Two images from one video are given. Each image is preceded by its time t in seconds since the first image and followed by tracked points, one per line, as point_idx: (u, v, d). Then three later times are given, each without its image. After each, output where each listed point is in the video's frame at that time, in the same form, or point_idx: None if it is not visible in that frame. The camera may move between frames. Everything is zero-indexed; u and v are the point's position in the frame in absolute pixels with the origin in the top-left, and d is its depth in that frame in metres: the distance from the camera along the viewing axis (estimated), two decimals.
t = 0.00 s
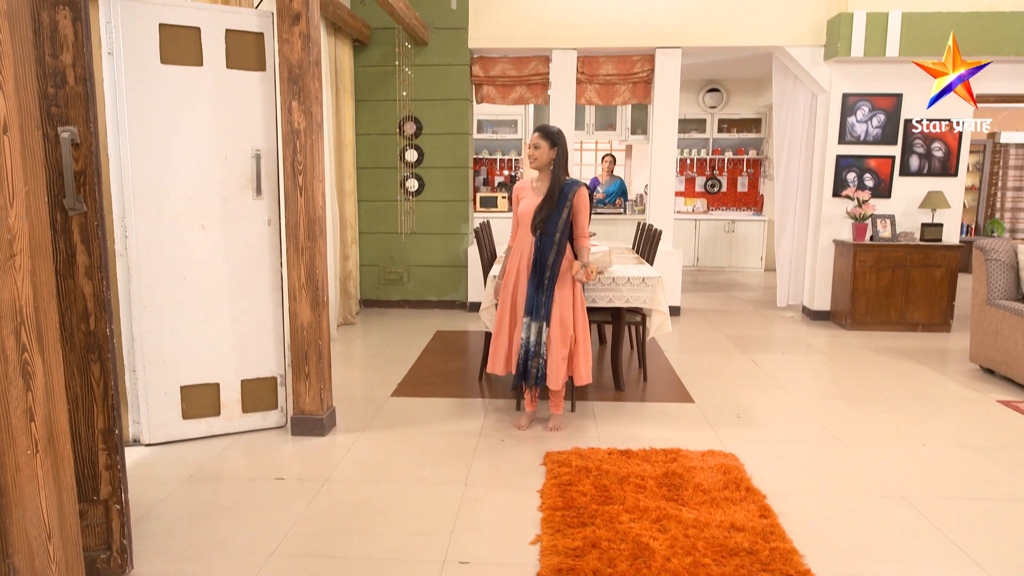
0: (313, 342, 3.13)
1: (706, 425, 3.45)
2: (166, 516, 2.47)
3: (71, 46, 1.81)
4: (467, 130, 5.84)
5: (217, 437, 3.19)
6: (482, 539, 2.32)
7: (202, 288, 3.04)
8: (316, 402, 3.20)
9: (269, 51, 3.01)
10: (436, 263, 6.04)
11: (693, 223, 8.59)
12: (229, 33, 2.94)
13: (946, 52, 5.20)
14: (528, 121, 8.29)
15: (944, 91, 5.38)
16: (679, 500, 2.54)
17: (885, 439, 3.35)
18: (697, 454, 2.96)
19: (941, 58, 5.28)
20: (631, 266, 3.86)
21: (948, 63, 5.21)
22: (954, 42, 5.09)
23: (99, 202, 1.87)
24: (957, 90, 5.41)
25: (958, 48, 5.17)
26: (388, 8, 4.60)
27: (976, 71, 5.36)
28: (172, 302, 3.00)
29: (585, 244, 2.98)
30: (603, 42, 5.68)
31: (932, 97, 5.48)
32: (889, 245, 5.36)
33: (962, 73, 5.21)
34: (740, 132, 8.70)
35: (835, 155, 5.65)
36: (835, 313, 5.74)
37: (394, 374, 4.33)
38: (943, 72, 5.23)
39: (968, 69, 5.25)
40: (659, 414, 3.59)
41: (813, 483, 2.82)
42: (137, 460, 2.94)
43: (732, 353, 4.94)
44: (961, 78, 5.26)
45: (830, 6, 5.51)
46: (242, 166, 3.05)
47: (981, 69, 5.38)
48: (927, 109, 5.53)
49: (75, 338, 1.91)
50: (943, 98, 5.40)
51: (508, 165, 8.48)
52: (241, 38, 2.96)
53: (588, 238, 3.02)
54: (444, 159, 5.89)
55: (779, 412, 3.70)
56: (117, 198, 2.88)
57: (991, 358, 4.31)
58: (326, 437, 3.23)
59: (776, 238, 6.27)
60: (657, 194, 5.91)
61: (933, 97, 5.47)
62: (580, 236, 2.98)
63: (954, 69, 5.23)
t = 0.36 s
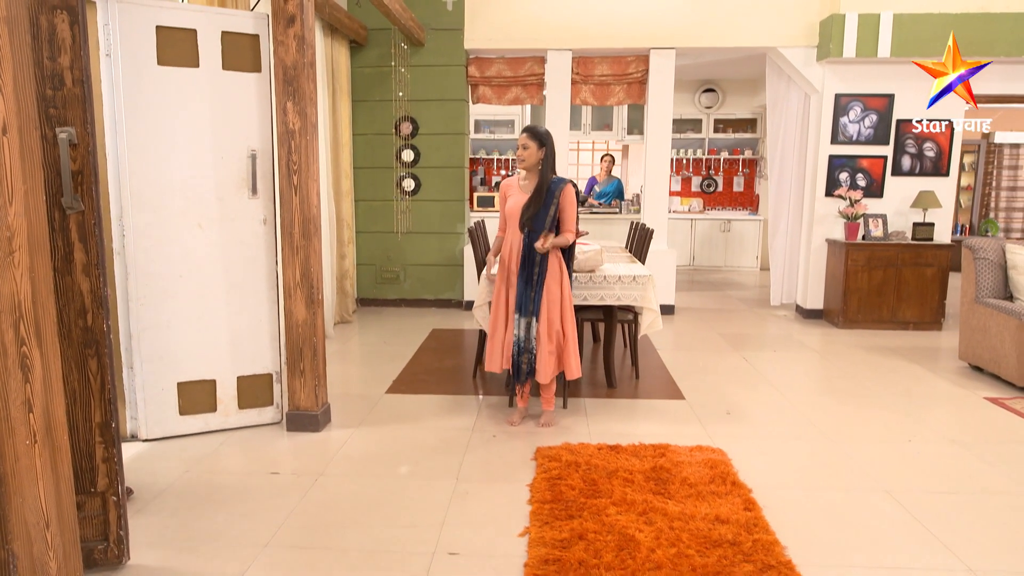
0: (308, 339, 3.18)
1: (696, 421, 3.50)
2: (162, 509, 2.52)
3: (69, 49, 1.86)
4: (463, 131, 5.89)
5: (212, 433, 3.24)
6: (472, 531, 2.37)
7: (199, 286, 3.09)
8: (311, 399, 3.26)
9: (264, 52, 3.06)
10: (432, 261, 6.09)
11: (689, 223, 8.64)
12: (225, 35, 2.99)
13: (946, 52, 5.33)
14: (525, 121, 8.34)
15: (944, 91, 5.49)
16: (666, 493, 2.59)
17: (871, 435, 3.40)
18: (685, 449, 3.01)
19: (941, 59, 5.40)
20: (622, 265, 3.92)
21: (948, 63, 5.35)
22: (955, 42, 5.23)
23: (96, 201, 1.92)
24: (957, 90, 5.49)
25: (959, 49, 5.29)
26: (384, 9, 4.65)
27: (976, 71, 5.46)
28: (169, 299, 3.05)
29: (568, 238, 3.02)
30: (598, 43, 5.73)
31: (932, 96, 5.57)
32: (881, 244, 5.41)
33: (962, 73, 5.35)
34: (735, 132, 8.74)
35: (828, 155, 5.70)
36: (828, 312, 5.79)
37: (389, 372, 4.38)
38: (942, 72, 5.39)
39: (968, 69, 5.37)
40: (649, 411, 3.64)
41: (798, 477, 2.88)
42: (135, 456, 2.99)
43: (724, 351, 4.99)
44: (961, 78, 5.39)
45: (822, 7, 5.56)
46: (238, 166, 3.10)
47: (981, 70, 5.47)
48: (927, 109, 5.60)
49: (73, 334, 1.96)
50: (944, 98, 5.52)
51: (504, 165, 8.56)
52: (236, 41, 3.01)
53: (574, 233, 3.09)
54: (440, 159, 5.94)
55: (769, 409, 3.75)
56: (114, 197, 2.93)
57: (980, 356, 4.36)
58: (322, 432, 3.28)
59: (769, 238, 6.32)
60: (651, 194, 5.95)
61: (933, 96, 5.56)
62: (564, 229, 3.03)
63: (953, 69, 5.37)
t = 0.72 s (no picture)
0: (304, 336, 3.23)
1: (686, 418, 3.55)
2: (158, 502, 2.57)
3: (68, 52, 1.92)
4: (459, 131, 5.94)
5: (209, 429, 3.29)
6: (462, 523, 2.43)
7: (195, 284, 3.14)
8: (306, 395, 3.31)
9: (261, 54, 3.12)
10: (429, 261, 6.14)
11: (685, 223, 8.68)
12: (222, 37, 3.04)
13: (946, 52, 5.32)
14: (522, 121, 8.38)
15: (944, 91, 5.46)
16: (653, 487, 2.65)
17: (858, 431, 3.45)
18: (674, 445, 3.06)
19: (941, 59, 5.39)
20: (614, 263, 3.97)
21: (948, 63, 5.32)
22: (954, 42, 5.21)
23: (93, 200, 1.97)
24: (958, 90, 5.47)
25: (958, 49, 5.29)
26: (380, 11, 4.70)
27: (976, 71, 5.47)
28: (166, 297, 3.10)
29: (554, 237, 3.09)
30: (593, 44, 5.77)
31: (932, 97, 5.59)
32: (874, 243, 5.46)
33: (962, 73, 5.31)
34: (731, 132, 8.79)
35: (821, 155, 5.75)
36: (821, 311, 5.84)
37: (385, 369, 4.43)
38: (942, 72, 5.35)
39: (967, 69, 5.34)
40: (641, 408, 3.69)
41: (785, 472, 2.93)
42: (132, 451, 3.04)
43: (717, 349, 5.04)
44: (961, 78, 5.35)
45: (815, 8, 5.61)
46: (235, 166, 3.15)
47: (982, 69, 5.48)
48: (927, 109, 5.63)
49: (71, 330, 2.00)
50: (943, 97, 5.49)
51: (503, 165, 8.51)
52: (233, 42, 3.06)
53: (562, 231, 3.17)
54: (436, 159, 5.99)
55: (758, 406, 3.80)
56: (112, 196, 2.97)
57: (969, 354, 4.41)
58: (317, 428, 3.33)
59: (764, 237, 6.37)
60: (646, 193, 6.00)
61: (933, 96, 5.58)
62: (552, 228, 3.11)
63: (953, 69, 5.34)
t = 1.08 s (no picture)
0: (299, 333, 3.28)
1: (677, 414, 3.60)
2: (155, 495, 2.62)
3: (66, 54, 1.97)
4: (455, 130, 5.98)
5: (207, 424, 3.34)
6: (453, 515, 2.48)
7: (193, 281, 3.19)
8: (302, 391, 3.35)
9: (257, 54, 3.17)
10: (425, 259, 6.18)
11: (682, 222, 8.73)
12: (219, 38, 3.09)
13: (945, 52, 5.37)
14: (519, 121, 8.43)
15: (944, 91, 5.49)
16: (642, 481, 2.70)
17: (846, 427, 3.50)
18: (663, 440, 3.11)
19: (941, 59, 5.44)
20: (607, 261, 4.02)
21: (948, 63, 5.38)
22: (954, 42, 5.28)
23: (91, 198, 2.02)
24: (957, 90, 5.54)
25: (959, 49, 5.34)
26: (377, 11, 4.74)
27: (976, 71, 5.52)
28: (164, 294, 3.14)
29: (545, 235, 3.16)
30: (588, 44, 5.82)
31: (932, 97, 5.62)
32: (866, 242, 5.51)
33: (962, 73, 5.37)
34: (728, 131, 8.83)
35: (815, 154, 5.79)
36: (815, 309, 5.89)
37: (381, 366, 4.48)
38: (942, 72, 5.41)
39: (967, 69, 5.41)
40: (633, 404, 3.74)
41: (772, 467, 2.98)
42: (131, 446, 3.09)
43: (710, 347, 5.09)
44: (961, 77, 5.40)
45: (809, 9, 5.66)
46: (231, 165, 3.19)
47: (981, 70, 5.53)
48: (927, 109, 5.67)
49: (69, 325, 2.06)
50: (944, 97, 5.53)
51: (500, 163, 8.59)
52: (230, 43, 3.11)
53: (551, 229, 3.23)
54: (433, 158, 6.03)
55: (749, 402, 3.85)
56: (110, 195, 3.02)
57: (958, 351, 4.46)
58: (313, 424, 3.37)
59: (758, 236, 6.42)
60: (641, 192, 6.04)
61: (933, 96, 5.59)
62: (542, 226, 3.17)
63: (953, 69, 5.40)
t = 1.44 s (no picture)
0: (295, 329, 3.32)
1: (669, 409, 3.64)
2: (153, 487, 2.66)
3: (64, 55, 2.01)
4: (452, 129, 6.03)
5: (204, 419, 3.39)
6: (445, 507, 2.52)
7: (191, 277, 3.23)
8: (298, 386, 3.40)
9: (253, 54, 3.21)
10: (422, 256, 6.23)
11: (679, 220, 8.77)
12: (215, 38, 3.14)
13: (945, 53, 5.42)
14: (517, 119, 8.47)
15: (944, 91, 5.55)
16: (631, 474, 2.74)
17: (835, 422, 3.55)
18: (654, 434, 3.16)
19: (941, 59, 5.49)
20: (600, 258, 4.07)
21: (948, 63, 5.44)
22: (954, 42, 5.32)
23: (89, 196, 2.07)
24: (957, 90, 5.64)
25: (959, 49, 5.39)
26: (374, 11, 4.78)
27: (976, 71, 5.58)
28: (162, 290, 3.19)
29: (541, 231, 3.20)
30: (584, 43, 5.86)
31: (932, 97, 5.65)
32: (860, 239, 5.55)
33: (962, 73, 5.44)
34: (725, 129, 8.86)
35: (809, 153, 5.84)
36: (809, 306, 5.93)
37: (377, 362, 4.52)
38: (942, 72, 5.46)
39: (967, 69, 5.48)
40: (625, 399, 3.78)
41: (760, 460, 3.02)
42: (129, 439, 3.13)
43: (705, 344, 5.13)
44: (961, 77, 5.48)
45: (803, 9, 5.71)
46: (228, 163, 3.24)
47: (981, 69, 5.60)
48: (927, 109, 5.72)
49: (68, 320, 2.11)
50: (944, 98, 5.59)
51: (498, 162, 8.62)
52: (226, 43, 3.16)
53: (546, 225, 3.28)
54: (430, 156, 6.08)
55: (740, 397, 3.89)
56: (109, 193, 3.06)
57: (949, 348, 4.51)
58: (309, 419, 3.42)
59: (753, 233, 6.46)
60: (637, 190, 6.09)
61: (933, 96, 5.62)
62: (538, 222, 3.22)
63: (953, 69, 5.46)
